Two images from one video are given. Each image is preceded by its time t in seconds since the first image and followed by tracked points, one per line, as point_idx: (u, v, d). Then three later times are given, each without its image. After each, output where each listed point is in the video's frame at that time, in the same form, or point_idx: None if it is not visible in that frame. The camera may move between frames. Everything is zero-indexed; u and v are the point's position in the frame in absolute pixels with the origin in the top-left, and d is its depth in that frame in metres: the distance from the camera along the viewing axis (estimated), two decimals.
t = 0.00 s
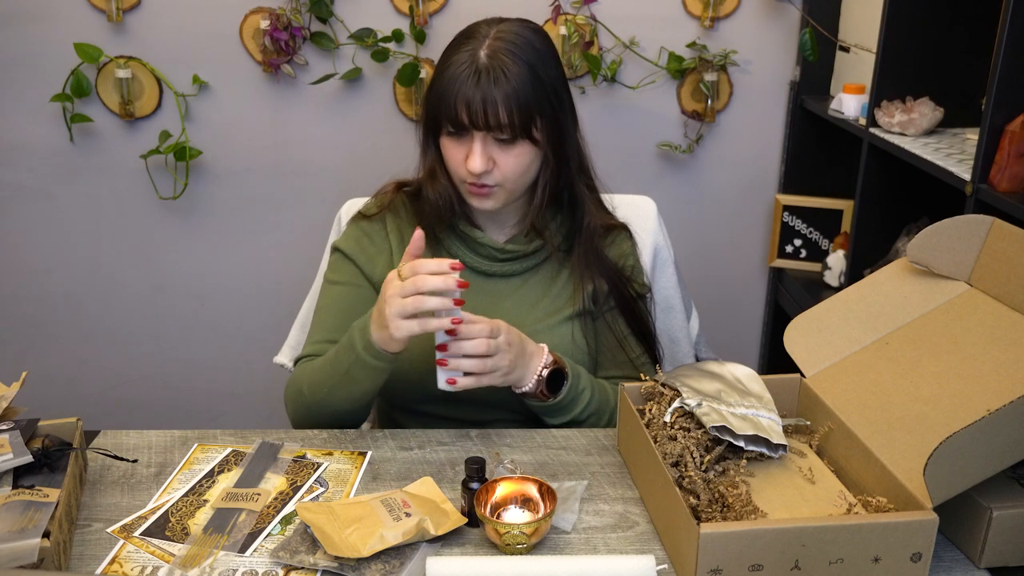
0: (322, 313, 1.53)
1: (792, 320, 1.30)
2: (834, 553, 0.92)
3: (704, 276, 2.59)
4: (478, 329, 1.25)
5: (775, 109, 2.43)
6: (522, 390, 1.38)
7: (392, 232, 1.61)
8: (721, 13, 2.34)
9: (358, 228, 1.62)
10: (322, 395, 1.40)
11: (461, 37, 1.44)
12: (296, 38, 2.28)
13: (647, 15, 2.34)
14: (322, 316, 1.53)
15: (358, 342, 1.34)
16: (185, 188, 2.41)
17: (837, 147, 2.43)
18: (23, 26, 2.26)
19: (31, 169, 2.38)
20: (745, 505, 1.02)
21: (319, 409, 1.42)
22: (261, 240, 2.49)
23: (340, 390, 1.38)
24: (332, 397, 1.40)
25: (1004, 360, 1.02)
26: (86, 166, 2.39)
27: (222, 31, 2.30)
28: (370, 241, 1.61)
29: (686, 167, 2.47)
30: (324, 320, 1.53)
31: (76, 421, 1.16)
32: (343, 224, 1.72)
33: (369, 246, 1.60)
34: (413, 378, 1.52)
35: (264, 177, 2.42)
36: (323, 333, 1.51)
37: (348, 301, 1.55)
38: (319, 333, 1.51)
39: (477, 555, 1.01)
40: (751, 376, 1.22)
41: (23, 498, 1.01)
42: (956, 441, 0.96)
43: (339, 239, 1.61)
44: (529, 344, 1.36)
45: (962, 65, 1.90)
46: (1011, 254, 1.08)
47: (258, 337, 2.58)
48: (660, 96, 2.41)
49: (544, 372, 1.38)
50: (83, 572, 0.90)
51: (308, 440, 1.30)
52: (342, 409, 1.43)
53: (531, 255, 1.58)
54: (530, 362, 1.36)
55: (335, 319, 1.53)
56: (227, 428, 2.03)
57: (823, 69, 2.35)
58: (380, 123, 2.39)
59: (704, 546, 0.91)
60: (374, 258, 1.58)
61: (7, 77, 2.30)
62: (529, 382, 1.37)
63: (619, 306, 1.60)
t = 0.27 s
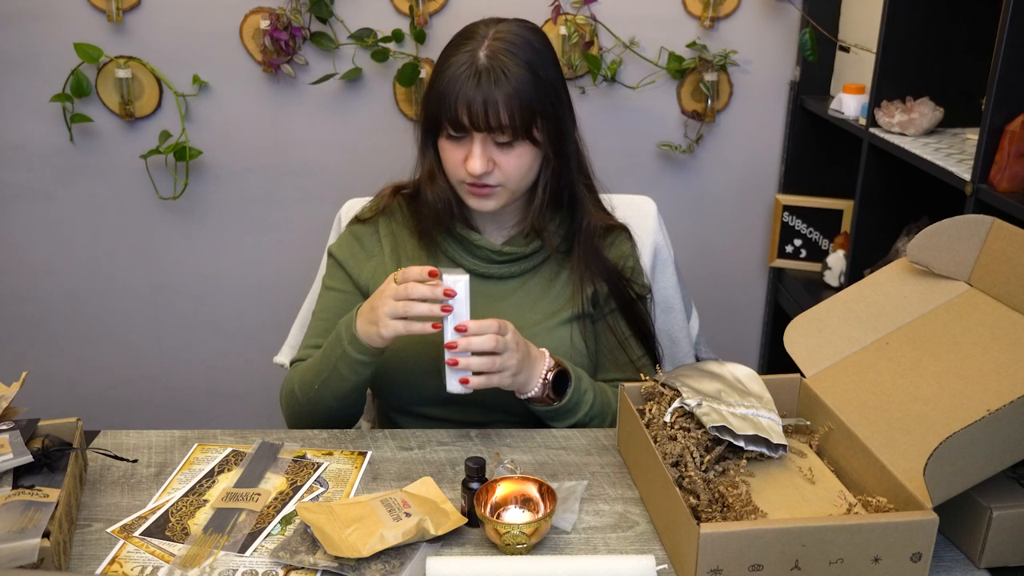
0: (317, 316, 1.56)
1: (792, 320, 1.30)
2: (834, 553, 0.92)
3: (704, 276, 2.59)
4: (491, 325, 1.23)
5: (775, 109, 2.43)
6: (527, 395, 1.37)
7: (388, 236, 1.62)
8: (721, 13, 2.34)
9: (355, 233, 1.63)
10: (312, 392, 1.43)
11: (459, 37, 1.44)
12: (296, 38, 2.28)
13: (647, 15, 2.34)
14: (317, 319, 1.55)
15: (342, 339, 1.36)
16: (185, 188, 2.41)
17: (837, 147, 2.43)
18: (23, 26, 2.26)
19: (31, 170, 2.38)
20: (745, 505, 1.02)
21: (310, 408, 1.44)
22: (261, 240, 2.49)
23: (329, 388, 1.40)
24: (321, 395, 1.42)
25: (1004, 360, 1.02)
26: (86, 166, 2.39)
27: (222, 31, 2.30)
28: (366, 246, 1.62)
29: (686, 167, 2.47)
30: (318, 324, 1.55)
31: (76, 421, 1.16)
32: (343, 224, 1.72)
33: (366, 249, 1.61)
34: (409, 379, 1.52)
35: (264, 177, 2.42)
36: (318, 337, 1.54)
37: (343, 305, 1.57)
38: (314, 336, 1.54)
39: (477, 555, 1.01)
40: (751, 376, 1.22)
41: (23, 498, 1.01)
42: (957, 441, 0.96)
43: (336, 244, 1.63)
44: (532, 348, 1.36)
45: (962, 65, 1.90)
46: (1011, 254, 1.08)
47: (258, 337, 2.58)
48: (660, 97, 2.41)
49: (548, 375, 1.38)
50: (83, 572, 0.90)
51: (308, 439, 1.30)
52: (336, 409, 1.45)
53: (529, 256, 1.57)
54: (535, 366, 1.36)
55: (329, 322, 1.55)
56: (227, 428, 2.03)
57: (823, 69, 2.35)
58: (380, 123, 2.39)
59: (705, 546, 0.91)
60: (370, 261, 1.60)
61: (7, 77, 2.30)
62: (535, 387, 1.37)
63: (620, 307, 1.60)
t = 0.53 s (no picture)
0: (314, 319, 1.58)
1: (792, 320, 1.30)
2: (834, 553, 0.92)
3: (704, 276, 2.59)
4: (493, 334, 1.24)
5: (775, 109, 2.43)
6: (537, 399, 1.38)
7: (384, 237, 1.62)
8: (721, 13, 2.34)
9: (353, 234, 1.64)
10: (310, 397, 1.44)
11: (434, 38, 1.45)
12: (296, 38, 2.28)
13: (647, 15, 2.34)
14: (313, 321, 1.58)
15: (351, 355, 1.37)
16: (185, 188, 2.41)
17: (837, 147, 2.43)
18: (23, 26, 2.26)
19: (31, 170, 2.38)
20: (745, 505, 1.02)
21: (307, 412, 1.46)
22: (261, 240, 2.49)
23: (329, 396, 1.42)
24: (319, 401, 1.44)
25: (1004, 359, 1.02)
26: (86, 166, 2.39)
27: (222, 31, 2.30)
28: (363, 248, 1.63)
29: (686, 167, 2.47)
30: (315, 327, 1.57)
31: (76, 421, 1.16)
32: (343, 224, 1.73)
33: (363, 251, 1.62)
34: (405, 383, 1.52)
35: (264, 177, 2.42)
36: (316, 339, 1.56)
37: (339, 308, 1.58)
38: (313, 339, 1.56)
39: (477, 555, 1.01)
40: (751, 376, 1.22)
41: (23, 498, 1.01)
42: (957, 441, 0.96)
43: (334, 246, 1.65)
44: (538, 353, 1.36)
45: (962, 65, 1.90)
46: (1011, 254, 1.08)
47: (258, 337, 2.58)
48: (660, 97, 2.41)
49: (557, 379, 1.38)
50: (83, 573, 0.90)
51: (308, 439, 1.30)
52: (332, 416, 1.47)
53: (525, 257, 1.57)
54: (541, 372, 1.36)
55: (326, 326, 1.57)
56: (227, 428, 2.03)
57: (823, 69, 2.35)
58: (380, 123, 2.39)
59: (704, 546, 0.91)
60: (367, 263, 1.61)
61: (6, 77, 2.30)
62: (543, 391, 1.37)
63: (620, 309, 1.60)
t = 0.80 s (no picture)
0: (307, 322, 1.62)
1: (792, 320, 1.30)
2: (834, 553, 0.92)
3: (704, 275, 2.59)
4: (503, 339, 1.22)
5: (775, 109, 2.43)
6: (544, 405, 1.38)
7: (381, 238, 1.64)
8: (721, 13, 2.34)
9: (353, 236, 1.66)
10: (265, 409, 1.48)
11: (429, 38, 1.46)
12: (296, 38, 2.29)
13: (647, 15, 2.34)
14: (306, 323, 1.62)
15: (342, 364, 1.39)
16: (185, 188, 2.41)
17: (837, 147, 2.43)
18: (22, 26, 2.26)
19: (31, 169, 2.38)
20: (745, 505, 1.02)
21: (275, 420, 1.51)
22: (261, 240, 2.49)
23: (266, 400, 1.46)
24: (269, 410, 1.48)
25: (1004, 359, 1.02)
26: (86, 166, 2.39)
27: (222, 31, 2.30)
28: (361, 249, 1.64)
29: (686, 167, 2.47)
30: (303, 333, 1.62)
31: (76, 421, 1.16)
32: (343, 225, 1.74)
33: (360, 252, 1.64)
34: (399, 385, 1.53)
35: (264, 177, 2.42)
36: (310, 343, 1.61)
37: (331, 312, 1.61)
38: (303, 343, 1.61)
39: (477, 555, 1.01)
40: (751, 376, 1.22)
41: (23, 498, 1.01)
42: (957, 441, 0.96)
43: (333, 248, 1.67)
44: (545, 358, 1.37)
45: (962, 66, 1.90)
46: (1011, 254, 1.08)
47: (257, 337, 2.58)
48: (660, 97, 2.41)
49: (563, 383, 1.39)
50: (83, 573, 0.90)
51: (308, 439, 1.30)
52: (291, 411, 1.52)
53: (524, 258, 1.57)
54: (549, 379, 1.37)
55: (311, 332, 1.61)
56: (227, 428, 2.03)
57: (823, 69, 2.35)
58: (380, 123, 2.39)
59: (704, 546, 0.91)
60: (364, 265, 1.62)
61: (7, 77, 2.30)
62: (551, 396, 1.38)
63: (620, 310, 1.60)
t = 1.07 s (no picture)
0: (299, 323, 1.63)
1: (792, 320, 1.30)
2: (834, 553, 0.92)
3: (704, 275, 2.59)
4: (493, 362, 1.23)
5: (775, 109, 2.43)
6: (531, 416, 1.37)
7: (374, 240, 1.64)
8: (721, 13, 2.34)
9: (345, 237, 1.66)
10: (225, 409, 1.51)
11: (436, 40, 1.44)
12: (296, 38, 2.28)
13: (647, 15, 2.34)
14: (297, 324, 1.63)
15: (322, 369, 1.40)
16: (185, 188, 2.41)
17: (837, 147, 2.43)
18: (22, 26, 2.26)
19: (31, 169, 2.38)
20: (745, 505, 1.02)
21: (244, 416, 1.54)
22: (261, 240, 2.49)
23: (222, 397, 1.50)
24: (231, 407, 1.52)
25: (1005, 359, 1.02)
26: (86, 166, 2.39)
27: (222, 31, 2.29)
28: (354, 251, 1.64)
29: (686, 167, 2.47)
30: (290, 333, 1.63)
31: (76, 421, 1.16)
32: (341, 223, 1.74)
33: (352, 254, 1.64)
34: (392, 388, 1.53)
35: (264, 177, 2.43)
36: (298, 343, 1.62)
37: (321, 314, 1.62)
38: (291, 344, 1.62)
39: (477, 555, 1.01)
40: (751, 376, 1.22)
41: (23, 498, 1.01)
42: (957, 441, 0.96)
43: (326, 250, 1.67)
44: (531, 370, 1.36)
45: (962, 66, 1.90)
46: (1011, 254, 1.08)
47: (257, 337, 2.58)
48: (660, 97, 2.41)
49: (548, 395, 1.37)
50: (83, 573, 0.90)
51: (308, 439, 1.30)
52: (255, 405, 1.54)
53: (518, 261, 1.57)
54: (536, 390, 1.35)
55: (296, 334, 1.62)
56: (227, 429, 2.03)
57: (823, 69, 2.35)
58: (380, 123, 2.39)
59: (704, 546, 0.91)
60: (357, 267, 1.62)
61: (7, 77, 2.30)
62: (537, 408, 1.36)
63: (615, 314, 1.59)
